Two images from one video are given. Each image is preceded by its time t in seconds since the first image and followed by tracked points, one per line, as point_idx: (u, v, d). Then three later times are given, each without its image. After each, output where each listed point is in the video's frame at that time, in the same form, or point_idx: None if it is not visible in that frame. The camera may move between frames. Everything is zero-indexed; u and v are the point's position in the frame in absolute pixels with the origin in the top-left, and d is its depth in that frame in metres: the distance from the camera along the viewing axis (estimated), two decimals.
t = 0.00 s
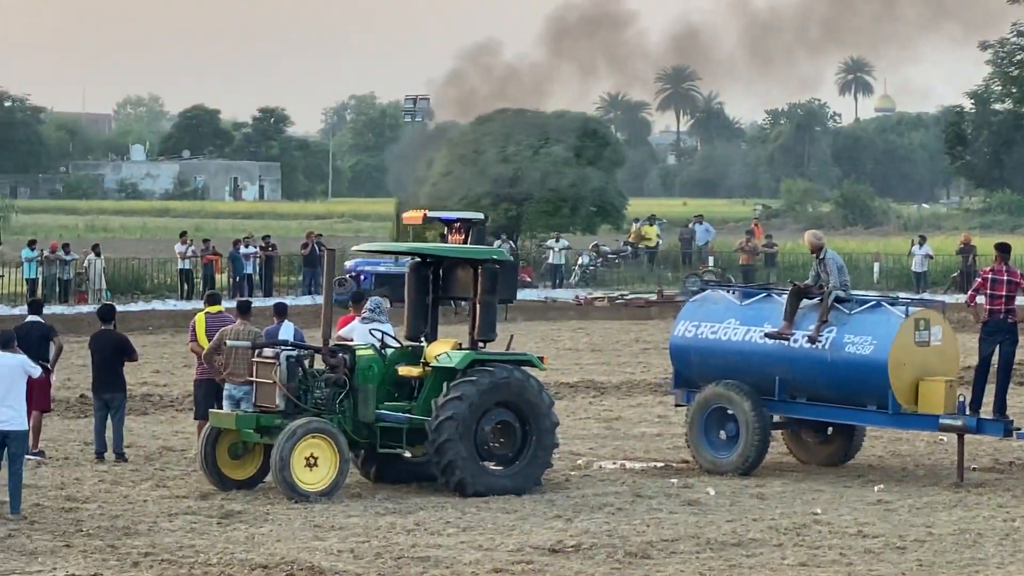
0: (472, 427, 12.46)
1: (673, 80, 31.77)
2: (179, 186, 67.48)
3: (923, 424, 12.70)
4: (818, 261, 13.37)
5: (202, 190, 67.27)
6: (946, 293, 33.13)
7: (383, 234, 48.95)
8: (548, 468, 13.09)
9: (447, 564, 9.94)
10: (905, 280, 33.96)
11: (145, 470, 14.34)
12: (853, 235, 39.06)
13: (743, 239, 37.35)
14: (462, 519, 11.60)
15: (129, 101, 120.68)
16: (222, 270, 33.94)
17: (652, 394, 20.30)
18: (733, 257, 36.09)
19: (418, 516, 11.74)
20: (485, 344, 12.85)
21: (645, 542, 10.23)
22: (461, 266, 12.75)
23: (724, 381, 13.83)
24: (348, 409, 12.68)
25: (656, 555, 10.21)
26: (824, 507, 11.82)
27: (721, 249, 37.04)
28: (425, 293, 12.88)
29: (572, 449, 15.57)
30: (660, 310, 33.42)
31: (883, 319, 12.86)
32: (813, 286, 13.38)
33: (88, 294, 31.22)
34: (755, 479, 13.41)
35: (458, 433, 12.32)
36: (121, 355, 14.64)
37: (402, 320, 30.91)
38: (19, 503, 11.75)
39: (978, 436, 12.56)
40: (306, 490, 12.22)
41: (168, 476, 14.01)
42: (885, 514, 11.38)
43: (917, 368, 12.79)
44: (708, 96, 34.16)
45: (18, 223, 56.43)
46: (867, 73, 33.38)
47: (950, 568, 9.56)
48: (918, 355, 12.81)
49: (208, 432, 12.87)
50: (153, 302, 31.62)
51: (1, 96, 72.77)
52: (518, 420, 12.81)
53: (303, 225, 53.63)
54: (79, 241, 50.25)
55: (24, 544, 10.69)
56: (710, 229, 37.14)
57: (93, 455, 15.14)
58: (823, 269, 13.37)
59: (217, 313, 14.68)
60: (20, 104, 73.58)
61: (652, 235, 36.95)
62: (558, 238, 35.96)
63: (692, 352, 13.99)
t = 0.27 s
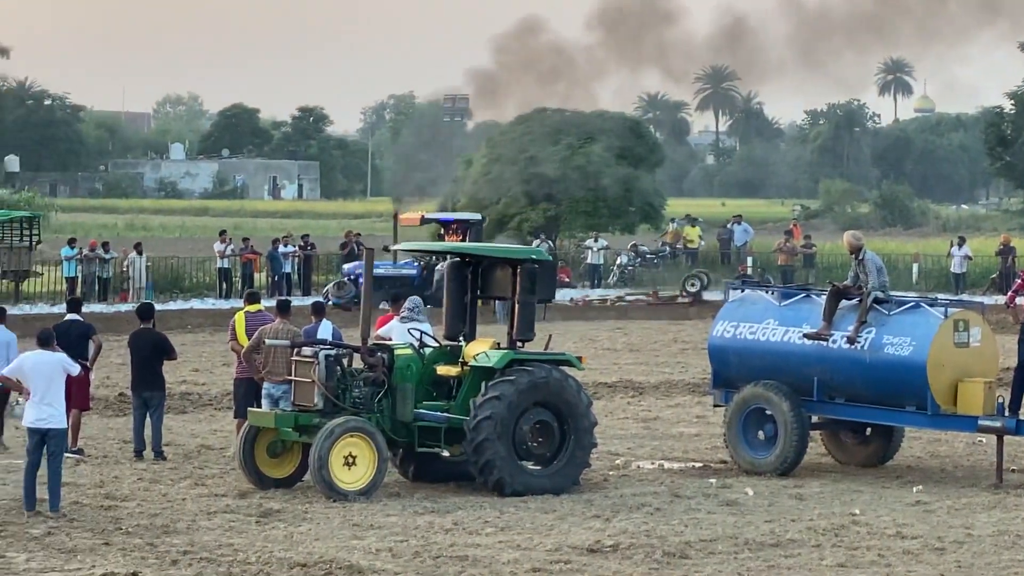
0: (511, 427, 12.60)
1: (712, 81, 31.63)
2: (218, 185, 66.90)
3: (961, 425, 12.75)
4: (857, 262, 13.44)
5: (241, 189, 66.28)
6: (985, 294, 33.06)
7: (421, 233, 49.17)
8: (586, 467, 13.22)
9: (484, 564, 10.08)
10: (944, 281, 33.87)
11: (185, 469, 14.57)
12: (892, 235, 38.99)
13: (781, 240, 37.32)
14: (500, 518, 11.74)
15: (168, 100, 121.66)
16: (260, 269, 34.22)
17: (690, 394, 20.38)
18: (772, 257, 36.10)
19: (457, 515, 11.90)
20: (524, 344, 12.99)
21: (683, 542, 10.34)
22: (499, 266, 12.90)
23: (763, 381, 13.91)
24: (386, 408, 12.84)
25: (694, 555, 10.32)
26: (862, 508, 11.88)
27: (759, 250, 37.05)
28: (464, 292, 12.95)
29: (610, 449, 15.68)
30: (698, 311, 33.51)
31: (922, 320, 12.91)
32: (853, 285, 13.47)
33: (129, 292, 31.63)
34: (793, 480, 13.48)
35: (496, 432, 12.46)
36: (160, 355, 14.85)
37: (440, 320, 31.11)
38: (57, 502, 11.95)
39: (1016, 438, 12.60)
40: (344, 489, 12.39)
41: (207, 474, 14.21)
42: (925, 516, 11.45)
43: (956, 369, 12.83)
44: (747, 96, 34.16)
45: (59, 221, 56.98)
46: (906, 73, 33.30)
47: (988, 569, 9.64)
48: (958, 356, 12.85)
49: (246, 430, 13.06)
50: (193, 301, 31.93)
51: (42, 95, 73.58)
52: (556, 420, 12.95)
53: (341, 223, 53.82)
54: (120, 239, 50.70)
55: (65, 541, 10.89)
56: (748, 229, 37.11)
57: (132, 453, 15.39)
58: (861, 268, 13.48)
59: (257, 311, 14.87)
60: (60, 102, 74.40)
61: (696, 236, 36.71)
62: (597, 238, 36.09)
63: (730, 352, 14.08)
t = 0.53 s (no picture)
0: (549, 425, 12.72)
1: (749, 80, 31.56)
2: (258, 182, 67.14)
3: (998, 424, 12.79)
4: (897, 261, 13.50)
5: (281, 187, 66.07)
6: None
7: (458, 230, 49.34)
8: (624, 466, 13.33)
9: (522, 561, 10.22)
10: (984, 280, 33.79)
11: (222, 465, 14.78)
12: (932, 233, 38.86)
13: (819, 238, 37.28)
14: (538, 516, 11.87)
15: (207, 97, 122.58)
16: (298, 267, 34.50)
17: (728, 392, 20.45)
18: (811, 256, 36.08)
19: (495, 512, 12.04)
20: (563, 342, 13.11)
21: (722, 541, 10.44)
22: (538, 264, 13.02)
23: (801, 380, 13.98)
24: (424, 406, 12.98)
25: (733, 554, 10.42)
26: (901, 508, 11.95)
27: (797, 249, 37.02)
28: (502, 291, 13.17)
29: (648, 447, 15.79)
30: (737, 309, 33.58)
31: (961, 319, 12.95)
32: (892, 285, 13.54)
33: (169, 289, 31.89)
34: (831, 479, 13.55)
35: (534, 430, 12.58)
36: (199, 353, 15.05)
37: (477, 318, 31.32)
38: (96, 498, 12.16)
39: None
40: (382, 486, 12.55)
41: (245, 471, 14.41)
42: (964, 515, 11.52)
43: (995, 369, 12.85)
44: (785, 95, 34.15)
45: (98, 218, 57.61)
46: (946, 72, 33.19)
47: None
48: (997, 356, 12.89)
49: (284, 428, 13.23)
50: (231, 298, 32.24)
51: (81, 92, 74.31)
52: (594, 418, 13.07)
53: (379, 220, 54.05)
54: (159, 236, 51.21)
55: (104, 537, 11.09)
56: (786, 228, 37.05)
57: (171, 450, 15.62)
58: (900, 268, 13.55)
59: (296, 309, 15.05)
60: (99, 100, 75.18)
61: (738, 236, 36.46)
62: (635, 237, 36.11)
63: (768, 351, 14.16)
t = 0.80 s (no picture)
0: (587, 422, 12.84)
1: (788, 78, 31.49)
2: (297, 178, 67.40)
3: None
4: (936, 260, 13.56)
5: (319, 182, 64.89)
6: None
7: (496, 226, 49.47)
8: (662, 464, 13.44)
9: (560, 558, 10.35)
10: None
11: (261, 461, 14.98)
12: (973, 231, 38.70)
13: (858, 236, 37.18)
14: (575, 513, 12.00)
15: (245, 93, 123.37)
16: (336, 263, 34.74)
17: (767, 390, 20.51)
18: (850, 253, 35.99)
19: (534, 510, 12.17)
20: (602, 339, 13.23)
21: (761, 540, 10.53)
22: (577, 262, 13.15)
23: (840, 378, 14.05)
24: (462, 403, 13.11)
25: (772, 552, 10.50)
26: (941, 506, 12.00)
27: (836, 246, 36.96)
28: (540, 287, 13.34)
29: (687, 445, 15.88)
30: (775, 307, 33.61)
31: (1001, 318, 12.99)
32: (932, 283, 13.58)
33: (209, 284, 32.20)
34: (870, 477, 13.62)
35: (571, 427, 12.70)
36: (237, 349, 15.24)
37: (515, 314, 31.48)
38: (134, 495, 12.35)
39: None
40: (420, 483, 12.71)
41: (282, 467, 14.60)
42: (1003, 514, 11.57)
43: None
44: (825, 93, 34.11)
45: (138, 214, 58.15)
46: (986, 70, 33.04)
47: None
48: None
49: (324, 424, 13.42)
50: (269, 295, 32.50)
51: (121, 89, 75.00)
52: (633, 416, 13.18)
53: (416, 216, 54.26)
54: (199, 232, 51.67)
55: (142, 533, 11.28)
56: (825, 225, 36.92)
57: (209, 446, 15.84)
58: (940, 266, 13.58)
59: (335, 305, 15.24)
60: (139, 97, 75.90)
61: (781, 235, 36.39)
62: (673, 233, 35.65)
63: (808, 348, 14.23)
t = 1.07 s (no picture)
0: (626, 420, 13.06)
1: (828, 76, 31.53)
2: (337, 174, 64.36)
3: None
4: (975, 257, 13.72)
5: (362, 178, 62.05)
6: None
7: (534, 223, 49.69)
8: (701, 461, 13.64)
9: (598, 555, 10.58)
10: None
11: (301, 458, 15.27)
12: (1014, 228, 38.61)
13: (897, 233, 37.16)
14: (614, 510, 12.22)
15: (285, 91, 124.18)
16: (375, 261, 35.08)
17: (806, 388, 20.65)
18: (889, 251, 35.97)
19: (571, 506, 12.40)
20: (641, 336, 13.45)
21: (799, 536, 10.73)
22: (616, 259, 13.38)
23: (878, 376, 14.21)
24: (501, 399, 13.37)
25: (809, 549, 10.70)
26: (978, 504, 12.16)
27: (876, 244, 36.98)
28: (580, 284, 13.57)
29: (726, 442, 16.06)
30: (814, 305, 33.74)
31: None
32: (971, 282, 13.73)
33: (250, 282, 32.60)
34: (908, 475, 13.77)
35: (610, 425, 12.91)
36: (276, 344, 15.54)
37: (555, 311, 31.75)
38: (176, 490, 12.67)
39: None
40: (459, 479, 12.96)
41: (322, 463, 14.90)
42: None
43: None
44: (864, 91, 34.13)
45: (178, 211, 58.72)
46: None
47: None
48: None
49: (363, 420, 13.71)
50: (309, 291, 32.86)
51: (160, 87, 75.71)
52: (672, 413, 13.40)
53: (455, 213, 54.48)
54: (239, 229, 52.16)
55: (182, 529, 11.58)
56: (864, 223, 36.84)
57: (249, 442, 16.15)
58: (978, 264, 13.74)
59: (375, 302, 15.53)
60: (180, 94, 76.59)
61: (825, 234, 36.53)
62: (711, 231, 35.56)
63: (846, 345, 14.40)
